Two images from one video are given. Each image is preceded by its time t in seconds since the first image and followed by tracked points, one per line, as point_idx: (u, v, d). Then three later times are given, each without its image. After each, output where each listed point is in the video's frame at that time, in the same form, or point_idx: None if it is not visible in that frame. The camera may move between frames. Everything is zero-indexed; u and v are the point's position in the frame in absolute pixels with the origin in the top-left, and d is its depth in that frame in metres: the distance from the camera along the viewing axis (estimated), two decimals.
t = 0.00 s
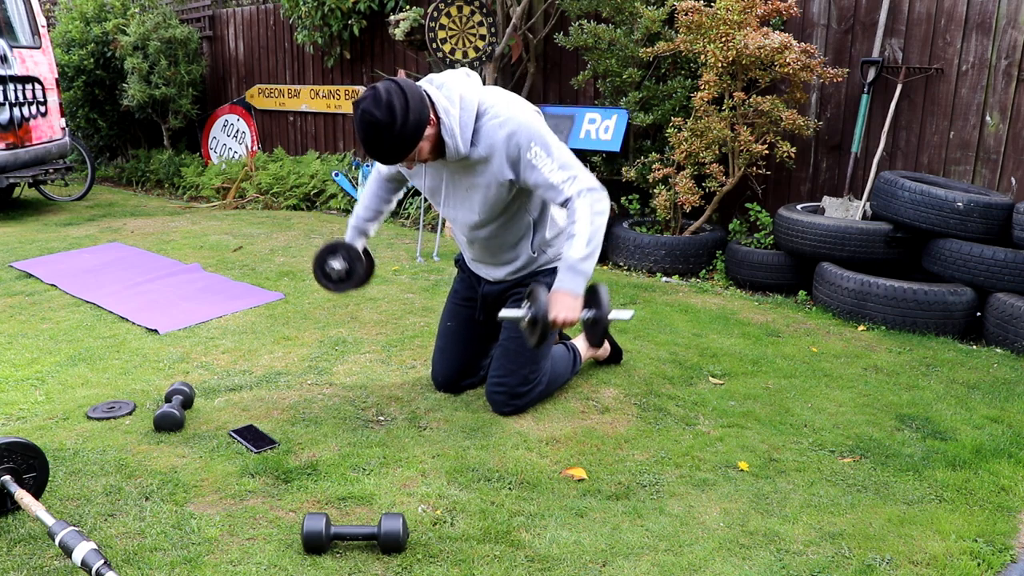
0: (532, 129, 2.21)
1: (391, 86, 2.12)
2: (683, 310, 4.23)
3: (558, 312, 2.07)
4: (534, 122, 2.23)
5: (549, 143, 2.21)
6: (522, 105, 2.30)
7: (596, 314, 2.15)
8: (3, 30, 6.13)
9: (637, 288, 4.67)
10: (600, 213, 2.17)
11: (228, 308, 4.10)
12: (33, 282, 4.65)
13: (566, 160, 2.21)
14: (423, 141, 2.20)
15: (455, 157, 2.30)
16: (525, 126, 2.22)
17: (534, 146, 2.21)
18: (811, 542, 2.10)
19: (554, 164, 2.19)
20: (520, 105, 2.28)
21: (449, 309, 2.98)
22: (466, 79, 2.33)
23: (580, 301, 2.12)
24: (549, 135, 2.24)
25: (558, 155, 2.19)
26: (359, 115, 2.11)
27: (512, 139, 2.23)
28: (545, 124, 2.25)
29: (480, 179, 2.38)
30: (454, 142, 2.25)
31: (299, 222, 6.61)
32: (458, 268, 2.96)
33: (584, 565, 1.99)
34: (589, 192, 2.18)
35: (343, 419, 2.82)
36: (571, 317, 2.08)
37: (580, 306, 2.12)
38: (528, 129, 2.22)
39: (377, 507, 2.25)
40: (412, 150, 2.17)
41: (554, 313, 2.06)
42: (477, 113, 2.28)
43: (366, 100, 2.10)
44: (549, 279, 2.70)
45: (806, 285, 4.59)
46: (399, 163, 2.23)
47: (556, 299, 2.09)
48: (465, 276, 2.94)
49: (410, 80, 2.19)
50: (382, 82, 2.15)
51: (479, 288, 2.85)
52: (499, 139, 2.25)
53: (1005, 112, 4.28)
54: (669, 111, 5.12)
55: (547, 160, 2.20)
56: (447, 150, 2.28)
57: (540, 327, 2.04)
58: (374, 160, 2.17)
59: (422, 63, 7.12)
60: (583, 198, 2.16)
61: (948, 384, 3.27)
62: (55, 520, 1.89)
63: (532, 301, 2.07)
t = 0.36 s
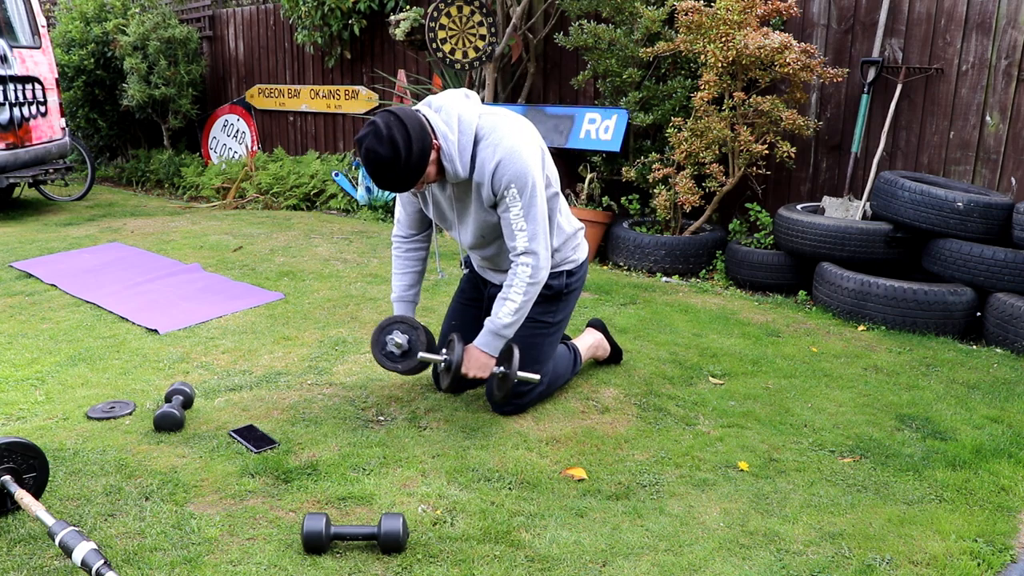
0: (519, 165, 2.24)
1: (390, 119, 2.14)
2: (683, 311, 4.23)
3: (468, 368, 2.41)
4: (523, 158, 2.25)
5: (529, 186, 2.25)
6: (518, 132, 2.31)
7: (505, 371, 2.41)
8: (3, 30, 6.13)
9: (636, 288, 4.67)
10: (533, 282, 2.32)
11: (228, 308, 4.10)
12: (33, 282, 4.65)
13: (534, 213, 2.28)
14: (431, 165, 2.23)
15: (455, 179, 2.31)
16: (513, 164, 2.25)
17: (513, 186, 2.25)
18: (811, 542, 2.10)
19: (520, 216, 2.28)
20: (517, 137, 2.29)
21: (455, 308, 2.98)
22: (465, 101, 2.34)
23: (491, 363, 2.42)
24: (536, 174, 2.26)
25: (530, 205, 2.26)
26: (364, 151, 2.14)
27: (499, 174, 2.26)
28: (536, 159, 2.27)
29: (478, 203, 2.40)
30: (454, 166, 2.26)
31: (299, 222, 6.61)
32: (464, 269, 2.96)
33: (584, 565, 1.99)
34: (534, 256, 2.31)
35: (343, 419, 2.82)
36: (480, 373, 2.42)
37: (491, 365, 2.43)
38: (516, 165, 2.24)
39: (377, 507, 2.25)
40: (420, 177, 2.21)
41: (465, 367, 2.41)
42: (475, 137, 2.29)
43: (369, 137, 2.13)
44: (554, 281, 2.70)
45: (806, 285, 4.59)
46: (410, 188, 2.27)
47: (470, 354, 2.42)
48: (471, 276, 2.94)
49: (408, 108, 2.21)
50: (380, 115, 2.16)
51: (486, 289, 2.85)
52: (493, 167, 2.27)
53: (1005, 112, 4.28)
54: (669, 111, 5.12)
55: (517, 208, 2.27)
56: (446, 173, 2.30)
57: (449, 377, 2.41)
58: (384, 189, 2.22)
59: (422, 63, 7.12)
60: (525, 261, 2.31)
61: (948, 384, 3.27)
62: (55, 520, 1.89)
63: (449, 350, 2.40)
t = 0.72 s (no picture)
0: (527, 144, 2.24)
1: (392, 106, 2.11)
2: (683, 310, 4.24)
3: (508, 339, 2.18)
4: (530, 138, 2.25)
5: (541, 160, 2.23)
6: (521, 115, 2.32)
7: (545, 341, 2.22)
8: (3, 30, 6.13)
9: (636, 288, 4.67)
10: (570, 248, 2.24)
11: (228, 308, 4.10)
12: (33, 282, 4.65)
13: (553, 184, 2.24)
14: (432, 154, 2.22)
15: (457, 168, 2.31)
16: (520, 143, 2.24)
17: (526, 162, 2.23)
18: (811, 542, 2.10)
19: (539, 187, 2.23)
20: (519, 118, 2.29)
21: (453, 309, 2.98)
22: (467, 88, 2.33)
23: (532, 331, 2.22)
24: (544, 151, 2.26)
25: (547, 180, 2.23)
26: (364, 138, 2.11)
27: (507, 154, 2.25)
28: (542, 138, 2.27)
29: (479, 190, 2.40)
30: (456, 154, 2.26)
31: (299, 222, 6.61)
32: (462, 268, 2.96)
33: (584, 565, 1.99)
34: (567, 225, 2.23)
35: (343, 419, 2.82)
36: (522, 343, 2.18)
37: (531, 335, 2.22)
38: (524, 145, 2.24)
39: (377, 507, 2.25)
40: (421, 166, 2.19)
41: (505, 337, 2.17)
42: (477, 123, 2.29)
43: (370, 124, 2.10)
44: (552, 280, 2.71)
45: (806, 285, 4.59)
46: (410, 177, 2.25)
47: (509, 325, 2.20)
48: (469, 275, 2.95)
49: (409, 96, 2.19)
50: (380, 102, 2.14)
51: (484, 288, 2.86)
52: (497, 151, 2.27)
53: (1005, 112, 4.28)
54: (669, 111, 5.12)
55: (535, 182, 2.23)
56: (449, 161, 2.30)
57: (488, 349, 2.16)
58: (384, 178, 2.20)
59: (422, 63, 7.12)
60: (559, 230, 2.22)
61: (948, 384, 3.27)
62: (55, 520, 1.89)
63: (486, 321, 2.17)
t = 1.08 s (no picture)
0: (536, 87, 2.27)
1: (393, 78, 2.15)
2: (683, 310, 4.24)
3: (618, 192, 2.04)
4: (537, 81, 2.29)
5: (556, 91, 2.26)
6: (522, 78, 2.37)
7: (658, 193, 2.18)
8: (3, 30, 6.13)
9: (637, 287, 4.67)
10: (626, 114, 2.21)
11: (228, 308, 4.10)
12: (33, 282, 4.64)
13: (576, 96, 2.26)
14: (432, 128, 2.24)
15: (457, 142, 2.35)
16: (529, 88, 2.28)
17: (543, 97, 2.25)
18: (811, 542, 2.10)
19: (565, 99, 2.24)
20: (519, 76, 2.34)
21: (448, 309, 2.97)
22: (467, 61, 2.39)
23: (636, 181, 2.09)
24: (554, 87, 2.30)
25: (569, 95, 2.24)
26: (365, 113, 2.16)
27: (517, 105, 2.28)
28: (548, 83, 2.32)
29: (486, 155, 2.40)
30: (459, 126, 2.29)
31: (299, 222, 6.61)
32: (454, 267, 2.95)
33: (584, 565, 1.99)
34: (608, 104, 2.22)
35: (343, 419, 2.82)
36: (632, 193, 2.05)
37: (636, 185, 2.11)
38: (534, 88, 2.27)
39: (377, 507, 2.25)
40: (422, 140, 2.21)
41: (614, 192, 2.03)
42: (479, 92, 2.34)
43: (371, 97, 2.14)
44: (547, 278, 2.70)
45: (806, 285, 4.59)
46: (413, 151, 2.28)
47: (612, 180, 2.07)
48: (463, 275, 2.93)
49: (411, 68, 2.22)
50: (383, 75, 2.18)
51: (476, 286, 2.84)
52: (505, 106, 2.30)
53: (1005, 112, 4.28)
54: (669, 111, 5.12)
55: (558, 101, 2.24)
56: (451, 135, 2.33)
57: (608, 210, 2.01)
58: (388, 152, 2.23)
59: (422, 63, 7.12)
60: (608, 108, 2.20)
61: (948, 384, 3.27)
62: (55, 520, 1.89)
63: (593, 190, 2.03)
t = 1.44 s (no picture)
0: (538, 114, 2.23)
1: (394, 89, 2.11)
2: (683, 310, 4.23)
3: (586, 276, 1.99)
4: (540, 108, 2.24)
5: (556, 124, 2.22)
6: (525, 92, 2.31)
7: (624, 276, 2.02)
8: (3, 30, 6.13)
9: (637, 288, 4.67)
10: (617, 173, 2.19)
11: (228, 307, 4.10)
12: (33, 282, 4.64)
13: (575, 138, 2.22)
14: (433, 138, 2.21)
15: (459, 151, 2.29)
16: (531, 113, 2.23)
17: (543, 128, 2.21)
18: (811, 542, 2.10)
19: (563, 141, 2.20)
20: (523, 94, 2.28)
21: (449, 309, 2.97)
22: (468, 71, 2.30)
23: (605, 266, 2.05)
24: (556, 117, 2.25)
25: (567, 135, 2.20)
26: (366, 123, 2.12)
27: (519, 126, 2.23)
28: (550, 109, 2.27)
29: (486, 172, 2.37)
30: (460, 136, 2.24)
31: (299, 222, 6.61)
32: (457, 267, 2.95)
33: (584, 565, 1.99)
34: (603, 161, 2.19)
35: (343, 419, 2.82)
36: (599, 278, 2.00)
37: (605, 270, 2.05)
38: (536, 115, 2.23)
39: (377, 507, 2.25)
40: (425, 148, 2.19)
41: (583, 276, 1.98)
42: (482, 104, 2.28)
43: (373, 108, 2.10)
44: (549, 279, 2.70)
45: (806, 285, 4.59)
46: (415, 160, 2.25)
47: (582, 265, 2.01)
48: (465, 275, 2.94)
49: (412, 78, 2.18)
50: (383, 85, 2.14)
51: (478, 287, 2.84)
52: (506, 126, 2.25)
53: (1005, 112, 4.28)
54: (669, 111, 5.12)
55: (556, 140, 2.20)
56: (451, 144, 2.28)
57: (572, 289, 1.93)
58: (389, 162, 2.19)
59: (422, 63, 7.12)
60: (600, 166, 2.17)
61: (948, 384, 3.27)
62: (55, 520, 1.89)
63: (560, 267, 1.96)
